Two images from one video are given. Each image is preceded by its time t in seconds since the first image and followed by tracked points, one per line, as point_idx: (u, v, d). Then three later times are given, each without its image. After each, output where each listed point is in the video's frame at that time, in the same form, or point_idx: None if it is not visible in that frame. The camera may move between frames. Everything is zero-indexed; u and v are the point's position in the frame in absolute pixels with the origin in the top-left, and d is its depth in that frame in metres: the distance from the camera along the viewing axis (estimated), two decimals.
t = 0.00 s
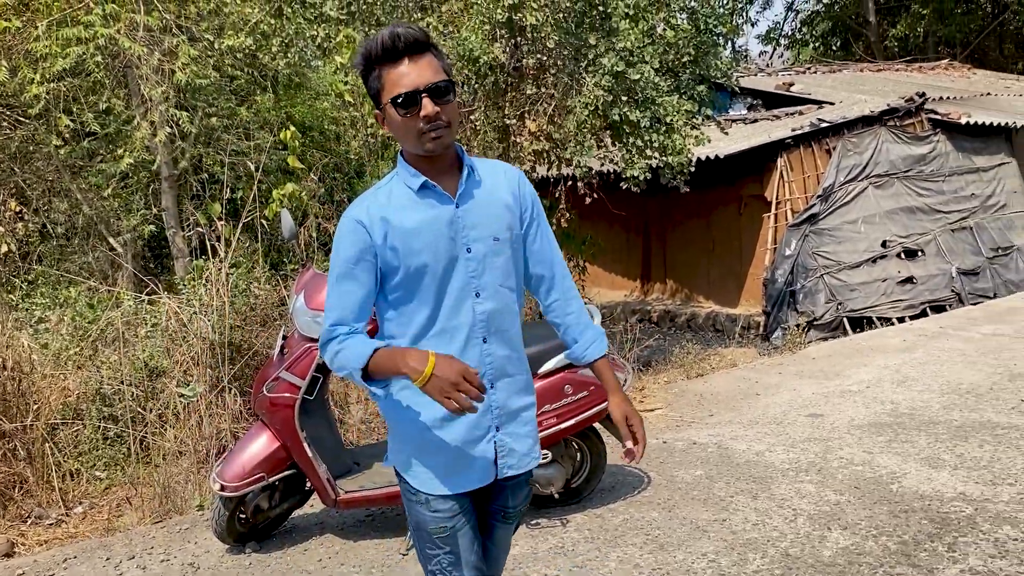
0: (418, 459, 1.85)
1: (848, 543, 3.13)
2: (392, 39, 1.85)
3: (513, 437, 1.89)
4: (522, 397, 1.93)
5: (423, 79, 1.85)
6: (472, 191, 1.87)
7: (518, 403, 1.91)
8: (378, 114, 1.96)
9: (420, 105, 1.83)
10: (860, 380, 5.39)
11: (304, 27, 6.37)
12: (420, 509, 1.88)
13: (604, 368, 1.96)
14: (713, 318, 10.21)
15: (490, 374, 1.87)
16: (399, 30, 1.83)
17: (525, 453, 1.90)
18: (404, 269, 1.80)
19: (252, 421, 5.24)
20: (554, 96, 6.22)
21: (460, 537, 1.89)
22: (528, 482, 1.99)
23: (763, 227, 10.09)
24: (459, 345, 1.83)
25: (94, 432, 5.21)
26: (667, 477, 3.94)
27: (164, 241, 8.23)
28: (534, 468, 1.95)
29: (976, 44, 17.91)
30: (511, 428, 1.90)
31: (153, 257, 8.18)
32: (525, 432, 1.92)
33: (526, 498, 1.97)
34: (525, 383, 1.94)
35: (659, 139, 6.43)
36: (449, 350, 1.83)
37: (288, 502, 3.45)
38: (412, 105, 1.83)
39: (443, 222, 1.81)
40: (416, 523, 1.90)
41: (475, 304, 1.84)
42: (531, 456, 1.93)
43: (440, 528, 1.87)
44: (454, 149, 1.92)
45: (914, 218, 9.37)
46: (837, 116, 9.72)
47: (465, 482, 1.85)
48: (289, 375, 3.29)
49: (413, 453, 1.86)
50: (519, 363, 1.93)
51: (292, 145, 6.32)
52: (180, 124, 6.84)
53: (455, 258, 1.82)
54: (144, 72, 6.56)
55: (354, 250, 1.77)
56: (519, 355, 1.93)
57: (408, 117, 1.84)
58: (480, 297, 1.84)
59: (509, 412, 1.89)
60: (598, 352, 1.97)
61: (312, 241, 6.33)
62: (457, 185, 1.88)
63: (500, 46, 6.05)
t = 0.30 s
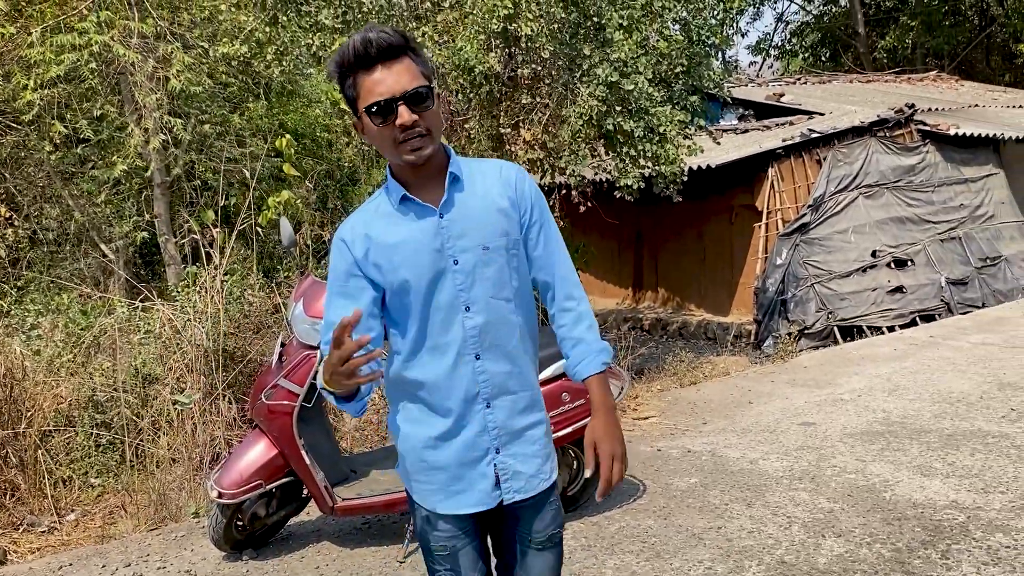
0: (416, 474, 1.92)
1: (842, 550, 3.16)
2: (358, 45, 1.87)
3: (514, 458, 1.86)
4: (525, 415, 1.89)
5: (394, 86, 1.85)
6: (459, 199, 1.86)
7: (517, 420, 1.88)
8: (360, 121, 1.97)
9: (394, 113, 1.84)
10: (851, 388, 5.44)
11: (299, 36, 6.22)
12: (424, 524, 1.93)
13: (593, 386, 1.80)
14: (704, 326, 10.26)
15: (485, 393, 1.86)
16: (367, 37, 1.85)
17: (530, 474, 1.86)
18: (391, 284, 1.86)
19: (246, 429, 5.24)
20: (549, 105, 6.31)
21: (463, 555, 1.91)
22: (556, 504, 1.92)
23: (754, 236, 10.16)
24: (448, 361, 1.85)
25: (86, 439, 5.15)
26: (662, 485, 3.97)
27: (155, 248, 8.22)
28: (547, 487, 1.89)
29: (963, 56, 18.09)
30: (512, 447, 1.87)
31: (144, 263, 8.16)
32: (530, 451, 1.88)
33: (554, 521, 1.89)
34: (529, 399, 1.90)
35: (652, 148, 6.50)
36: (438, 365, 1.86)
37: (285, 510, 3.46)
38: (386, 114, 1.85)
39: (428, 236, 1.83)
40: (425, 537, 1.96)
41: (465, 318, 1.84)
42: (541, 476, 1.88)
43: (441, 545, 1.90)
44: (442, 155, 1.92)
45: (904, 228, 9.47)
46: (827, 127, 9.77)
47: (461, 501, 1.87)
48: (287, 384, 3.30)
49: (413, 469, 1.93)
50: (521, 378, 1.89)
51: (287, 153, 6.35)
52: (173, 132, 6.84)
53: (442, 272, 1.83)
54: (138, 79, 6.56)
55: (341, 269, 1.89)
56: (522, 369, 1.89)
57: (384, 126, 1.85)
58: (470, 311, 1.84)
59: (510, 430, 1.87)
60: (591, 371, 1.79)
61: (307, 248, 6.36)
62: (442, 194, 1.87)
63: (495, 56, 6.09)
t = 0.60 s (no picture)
0: (431, 486, 1.94)
1: (845, 555, 3.19)
2: (353, 56, 1.87)
3: (529, 468, 1.84)
4: (539, 423, 1.86)
5: (390, 96, 1.85)
6: (460, 207, 1.84)
7: (529, 430, 1.85)
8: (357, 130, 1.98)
9: (392, 124, 1.84)
10: (851, 395, 5.47)
11: (301, 42, 6.05)
12: (441, 532, 1.95)
13: (591, 389, 1.78)
14: (701, 332, 10.29)
15: (495, 404, 1.84)
16: (363, 47, 1.85)
17: (548, 483, 1.83)
18: (400, 296, 1.87)
19: (246, 433, 5.24)
20: (550, 112, 6.34)
21: (480, 562, 1.92)
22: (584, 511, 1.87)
23: (751, 244, 10.18)
24: (458, 372, 1.85)
25: (85, 443, 5.11)
26: (664, 491, 3.99)
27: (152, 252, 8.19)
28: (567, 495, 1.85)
29: (956, 65, 18.22)
30: (527, 456, 1.85)
31: (141, 267, 8.14)
32: (547, 460, 1.85)
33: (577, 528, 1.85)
34: (543, 410, 1.86)
35: (652, 155, 6.54)
36: (447, 378, 1.86)
37: (290, 514, 3.47)
38: (384, 125, 1.84)
39: (433, 247, 1.83)
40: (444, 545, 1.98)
41: (472, 329, 1.83)
42: (562, 485, 1.84)
43: (456, 553, 1.92)
44: (442, 164, 1.91)
45: (900, 236, 9.50)
46: (824, 135, 9.81)
47: (475, 511, 1.88)
48: (294, 388, 3.31)
49: (428, 482, 1.95)
50: (534, 388, 1.86)
51: (289, 158, 6.40)
52: (173, 136, 6.84)
53: (449, 283, 1.83)
54: (138, 83, 6.56)
55: (349, 283, 1.91)
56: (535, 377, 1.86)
57: (382, 137, 1.85)
58: (477, 322, 1.83)
59: (523, 440, 1.85)
60: (591, 372, 1.78)
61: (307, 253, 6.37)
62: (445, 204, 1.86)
63: (496, 62, 6.07)
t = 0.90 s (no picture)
0: (437, 489, 1.96)
1: (848, 557, 3.21)
2: (357, 57, 1.88)
3: (531, 473, 1.85)
4: (540, 428, 1.87)
5: (393, 100, 1.87)
6: (459, 214, 1.84)
7: (530, 436, 1.86)
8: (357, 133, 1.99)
9: (395, 128, 1.85)
10: (851, 399, 5.49)
11: (303, 44, 6.11)
12: (447, 535, 1.97)
13: (612, 398, 1.81)
14: (700, 336, 10.33)
15: (497, 410, 1.85)
16: (371, 50, 1.85)
17: (552, 486, 1.84)
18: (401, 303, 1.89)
19: (248, 434, 5.25)
20: (553, 115, 6.34)
21: (487, 564, 1.94)
22: (590, 514, 1.87)
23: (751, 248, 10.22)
24: (459, 378, 1.87)
25: (87, 443, 5.10)
26: (667, 492, 4.01)
27: (153, 252, 8.19)
28: (571, 499, 1.85)
29: (955, 70, 18.28)
30: (529, 461, 1.86)
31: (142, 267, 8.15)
32: (549, 465, 1.85)
33: (583, 530, 1.85)
34: (544, 416, 1.87)
35: (654, 159, 6.57)
36: (449, 384, 1.88)
37: (295, 514, 3.49)
38: (386, 129, 1.85)
39: (432, 255, 1.84)
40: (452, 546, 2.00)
41: (472, 336, 1.84)
42: (565, 489, 1.85)
43: (462, 555, 1.95)
44: (444, 170, 1.91)
45: (898, 241, 9.55)
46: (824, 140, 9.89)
47: (479, 515, 1.90)
48: (300, 388, 3.32)
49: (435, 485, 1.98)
50: (535, 394, 1.86)
51: (292, 159, 6.40)
52: (175, 137, 6.87)
53: (448, 291, 1.84)
54: (141, 84, 6.58)
55: (354, 289, 1.95)
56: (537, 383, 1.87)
57: (385, 140, 1.86)
58: (477, 329, 1.84)
59: (525, 446, 1.86)
60: (609, 378, 1.80)
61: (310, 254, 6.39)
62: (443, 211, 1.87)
63: (499, 65, 6.06)
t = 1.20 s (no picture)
0: (452, 489, 1.91)
1: (854, 558, 3.22)
2: (401, 49, 1.90)
3: (549, 457, 1.90)
4: (553, 415, 1.93)
5: (433, 93, 1.90)
6: (478, 208, 1.90)
7: (546, 422, 1.91)
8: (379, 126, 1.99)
9: (435, 117, 1.88)
10: (856, 400, 5.51)
11: (312, 43, 6.14)
12: (461, 538, 1.92)
13: (591, 388, 1.91)
14: (704, 337, 10.35)
15: (518, 397, 1.88)
16: (420, 42, 1.89)
17: (566, 469, 1.91)
18: (420, 296, 1.87)
19: (255, 431, 5.28)
20: (559, 115, 6.35)
21: (503, 561, 1.92)
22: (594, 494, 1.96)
23: (756, 249, 10.25)
24: (481, 367, 1.87)
25: (93, 438, 5.10)
26: (673, 492, 4.03)
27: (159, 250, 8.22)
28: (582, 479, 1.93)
29: (961, 73, 18.27)
30: (546, 447, 1.91)
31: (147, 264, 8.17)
32: (562, 448, 1.92)
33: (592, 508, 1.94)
34: (554, 403, 1.94)
35: (660, 159, 6.58)
36: (470, 375, 1.87)
37: (304, 510, 3.51)
38: (426, 118, 1.88)
39: (455, 245, 1.86)
40: (461, 550, 1.95)
41: (494, 325, 1.87)
42: (574, 471, 1.93)
43: (481, 556, 1.91)
44: (461, 170, 1.97)
45: (904, 243, 9.55)
46: (830, 141, 9.88)
47: (504, 507, 1.88)
48: (310, 385, 3.33)
49: (447, 487, 1.92)
50: (547, 380, 1.93)
51: (300, 157, 6.33)
52: (183, 135, 6.88)
53: (471, 280, 1.86)
54: (149, 82, 6.61)
55: (364, 286, 1.87)
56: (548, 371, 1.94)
57: (423, 130, 1.88)
58: (498, 318, 1.87)
59: (542, 431, 1.91)
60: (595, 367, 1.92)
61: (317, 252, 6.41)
62: (463, 205, 1.91)
63: (506, 66, 6.12)
